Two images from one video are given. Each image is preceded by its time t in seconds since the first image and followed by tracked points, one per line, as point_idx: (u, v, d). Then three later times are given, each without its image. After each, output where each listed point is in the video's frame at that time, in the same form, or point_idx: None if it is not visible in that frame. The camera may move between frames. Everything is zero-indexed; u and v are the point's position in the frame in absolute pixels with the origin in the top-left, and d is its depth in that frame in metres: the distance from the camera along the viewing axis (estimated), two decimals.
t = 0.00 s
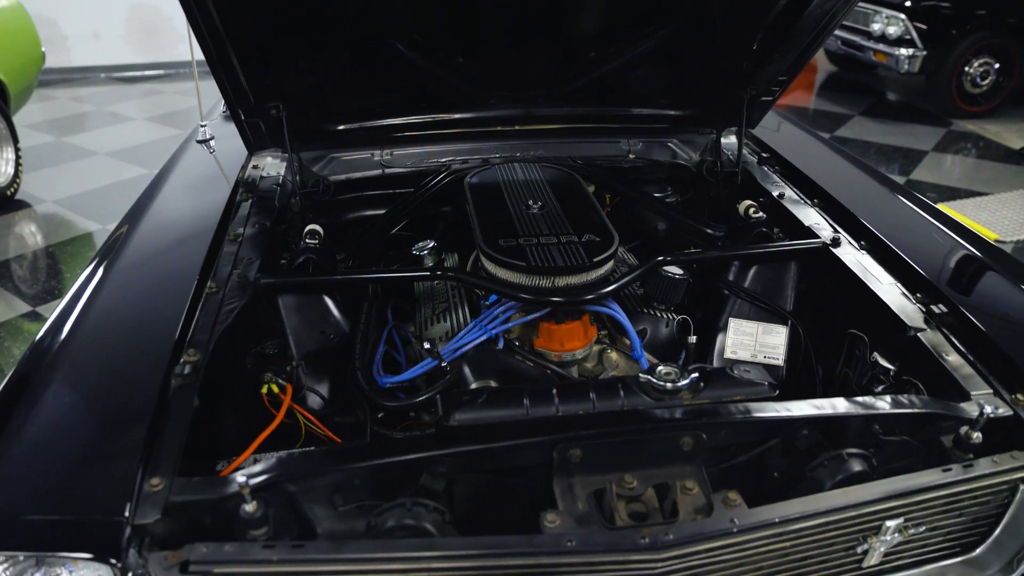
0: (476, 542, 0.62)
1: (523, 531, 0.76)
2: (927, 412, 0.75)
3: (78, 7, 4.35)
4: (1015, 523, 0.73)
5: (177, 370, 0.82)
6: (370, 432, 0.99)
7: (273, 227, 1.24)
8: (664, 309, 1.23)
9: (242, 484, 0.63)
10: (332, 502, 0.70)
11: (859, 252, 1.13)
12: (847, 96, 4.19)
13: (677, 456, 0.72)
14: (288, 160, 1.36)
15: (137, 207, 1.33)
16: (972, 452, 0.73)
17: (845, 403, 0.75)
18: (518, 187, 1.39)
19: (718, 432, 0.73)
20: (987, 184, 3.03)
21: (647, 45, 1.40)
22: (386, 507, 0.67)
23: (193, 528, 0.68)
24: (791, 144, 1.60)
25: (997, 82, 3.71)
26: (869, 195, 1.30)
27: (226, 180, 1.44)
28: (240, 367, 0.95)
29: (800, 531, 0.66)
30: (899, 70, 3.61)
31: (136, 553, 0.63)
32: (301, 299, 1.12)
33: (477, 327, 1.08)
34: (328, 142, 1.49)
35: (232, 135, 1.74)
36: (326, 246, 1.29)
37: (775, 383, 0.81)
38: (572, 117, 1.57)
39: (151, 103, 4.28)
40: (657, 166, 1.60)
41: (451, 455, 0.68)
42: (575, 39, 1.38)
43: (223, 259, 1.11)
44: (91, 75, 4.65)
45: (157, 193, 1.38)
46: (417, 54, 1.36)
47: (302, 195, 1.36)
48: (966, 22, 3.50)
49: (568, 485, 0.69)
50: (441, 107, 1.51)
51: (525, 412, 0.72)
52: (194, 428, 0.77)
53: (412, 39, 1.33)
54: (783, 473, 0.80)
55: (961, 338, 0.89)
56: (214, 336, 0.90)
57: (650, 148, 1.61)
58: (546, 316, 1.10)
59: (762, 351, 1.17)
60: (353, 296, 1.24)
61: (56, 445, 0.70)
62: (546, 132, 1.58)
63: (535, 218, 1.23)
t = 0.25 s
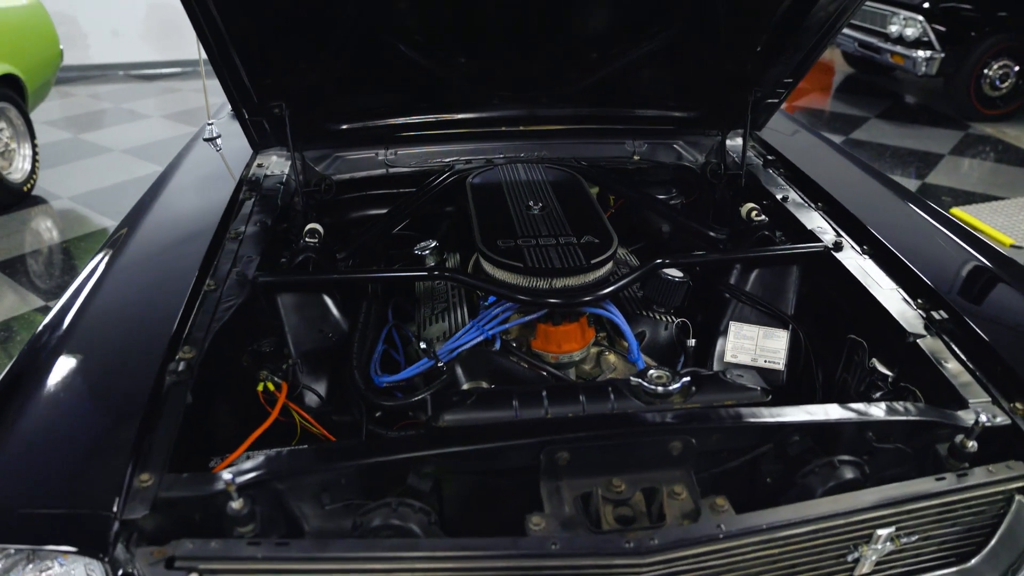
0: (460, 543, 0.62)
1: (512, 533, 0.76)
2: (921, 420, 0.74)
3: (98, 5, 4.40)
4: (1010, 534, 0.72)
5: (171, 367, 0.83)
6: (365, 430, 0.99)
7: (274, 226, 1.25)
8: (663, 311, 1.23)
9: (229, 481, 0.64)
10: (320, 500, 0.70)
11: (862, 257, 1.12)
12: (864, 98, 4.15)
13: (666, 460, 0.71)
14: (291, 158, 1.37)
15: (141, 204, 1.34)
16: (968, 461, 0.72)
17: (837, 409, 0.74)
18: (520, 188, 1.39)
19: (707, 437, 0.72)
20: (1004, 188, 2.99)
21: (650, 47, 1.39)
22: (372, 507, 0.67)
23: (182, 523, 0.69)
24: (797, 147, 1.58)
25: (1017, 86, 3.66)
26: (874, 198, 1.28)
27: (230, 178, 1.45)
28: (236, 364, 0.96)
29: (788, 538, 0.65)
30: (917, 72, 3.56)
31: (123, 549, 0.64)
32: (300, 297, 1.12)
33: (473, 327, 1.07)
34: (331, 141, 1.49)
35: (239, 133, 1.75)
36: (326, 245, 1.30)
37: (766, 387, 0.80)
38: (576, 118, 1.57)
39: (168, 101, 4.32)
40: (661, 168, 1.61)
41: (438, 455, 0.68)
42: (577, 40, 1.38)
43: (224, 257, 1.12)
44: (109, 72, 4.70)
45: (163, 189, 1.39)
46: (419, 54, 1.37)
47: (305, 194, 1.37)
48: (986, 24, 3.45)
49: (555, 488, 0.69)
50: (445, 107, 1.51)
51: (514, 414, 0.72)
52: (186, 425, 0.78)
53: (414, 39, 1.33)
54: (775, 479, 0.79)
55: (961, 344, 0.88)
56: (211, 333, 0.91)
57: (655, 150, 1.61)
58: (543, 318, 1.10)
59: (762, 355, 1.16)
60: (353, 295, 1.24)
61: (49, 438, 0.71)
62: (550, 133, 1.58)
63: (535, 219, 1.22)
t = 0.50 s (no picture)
0: (446, 544, 0.62)
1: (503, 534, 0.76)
2: (918, 427, 0.73)
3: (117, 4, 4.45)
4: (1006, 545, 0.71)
5: (167, 363, 0.84)
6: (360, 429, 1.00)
7: (276, 224, 1.26)
8: (662, 313, 1.23)
9: (217, 478, 0.64)
10: (310, 498, 0.70)
11: (864, 261, 1.11)
12: (880, 100, 4.11)
13: (656, 464, 0.71)
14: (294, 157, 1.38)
15: (146, 201, 1.35)
16: (963, 470, 0.71)
17: (829, 414, 0.74)
18: (522, 188, 1.39)
19: (698, 441, 0.72)
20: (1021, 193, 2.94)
21: (654, 47, 1.39)
22: (360, 505, 0.67)
23: (172, 518, 0.69)
24: (803, 149, 1.57)
25: None
26: (879, 201, 1.27)
27: (235, 176, 1.46)
28: (233, 361, 0.97)
29: (776, 545, 0.64)
30: (934, 74, 3.51)
31: (112, 543, 0.65)
32: (300, 296, 1.13)
33: (471, 327, 1.07)
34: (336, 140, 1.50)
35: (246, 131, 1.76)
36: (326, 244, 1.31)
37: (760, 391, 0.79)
38: (581, 118, 1.56)
39: (183, 99, 4.36)
40: (666, 169, 1.60)
41: (426, 456, 0.68)
42: (580, 40, 1.37)
43: (225, 254, 1.13)
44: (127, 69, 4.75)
45: (168, 187, 1.41)
46: (422, 53, 1.37)
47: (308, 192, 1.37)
48: (1006, 26, 3.41)
49: (543, 490, 0.69)
50: (448, 107, 1.51)
51: (504, 415, 0.72)
52: (180, 421, 0.79)
53: (417, 39, 1.34)
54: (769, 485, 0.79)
55: (961, 351, 0.87)
56: (208, 330, 0.92)
57: (661, 151, 1.61)
58: (540, 319, 1.09)
59: (763, 359, 1.16)
60: (353, 294, 1.25)
61: (42, 431, 0.71)
62: (554, 134, 1.58)
63: (536, 220, 1.22)
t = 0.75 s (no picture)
0: (432, 544, 0.62)
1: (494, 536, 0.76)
2: (915, 434, 0.72)
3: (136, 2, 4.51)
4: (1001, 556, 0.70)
5: (163, 359, 0.84)
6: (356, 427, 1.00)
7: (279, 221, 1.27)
8: (663, 315, 1.23)
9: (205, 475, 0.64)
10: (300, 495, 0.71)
11: (866, 265, 1.09)
12: (897, 103, 4.06)
13: (646, 467, 0.70)
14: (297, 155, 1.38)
15: (151, 198, 1.37)
16: (959, 478, 0.71)
17: (823, 419, 0.73)
18: (525, 188, 1.38)
19: (689, 445, 0.71)
20: None
21: (658, 47, 1.38)
22: (347, 504, 0.67)
23: (163, 514, 0.70)
24: (810, 152, 1.55)
25: None
26: (885, 205, 1.25)
27: (239, 173, 1.47)
28: (232, 357, 0.97)
29: (765, 551, 0.64)
30: (952, 77, 3.48)
31: (102, 537, 0.65)
32: (299, 293, 1.13)
33: (470, 327, 1.08)
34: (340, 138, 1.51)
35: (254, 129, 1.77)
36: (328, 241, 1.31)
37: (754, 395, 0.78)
38: (586, 119, 1.56)
39: (199, 97, 4.39)
40: (672, 171, 1.59)
41: (415, 455, 0.69)
42: (584, 40, 1.37)
43: (226, 252, 1.14)
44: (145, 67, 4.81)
45: (174, 184, 1.42)
46: (425, 52, 1.37)
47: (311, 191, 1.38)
48: None
49: (532, 491, 0.68)
50: (452, 106, 1.52)
51: (495, 416, 0.72)
52: (174, 417, 0.79)
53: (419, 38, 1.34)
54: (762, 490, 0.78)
55: (962, 357, 0.86)
56: (205, 327, 0.92)
57: (666, 152, 1.58)
58: (539, 320, 1.10)
59: (765, 362, 1.15)
60: (354, 292, 1.25)
61: (37, 423, 0.72)
62: (559, 134, 1.57)
63: (537, 220, 1.22)
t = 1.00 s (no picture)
0: (418, 543, 0.62)
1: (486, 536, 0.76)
2: (911, 440, 0.71)
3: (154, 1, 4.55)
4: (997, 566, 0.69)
5: (159, 355, 0.85)
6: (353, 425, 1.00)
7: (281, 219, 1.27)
8: (664, 317, 1.21)
9: (194, 471, 0.65)
10: (290, 492, 0.71)
11: (869, 269, 1.08)
12: (915, 105, 4.01)
13: (637, 470, 0.70)
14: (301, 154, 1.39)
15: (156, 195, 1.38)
16: (956, 486, 0.70)
17: (817, 425, 0.72)
18: (528, 188, 1.38)
19: (681, 449, 0.71)
20: None
21: (662, 48, 1.37)
22: (336, 502, 0.68)
23: (154, 509, 0.70)
24: (817, 154, 1.54)
25: None
26: (891, 208, 1.23)
27: (244, 171, 1.48)
28: (230, 354, 0.98)
29: (755, 556, 0.63)
30: (971, 78, 3.41)
31: (93, 532, 0.66)
32: (300, 291, 1.13)
33: (468, 327, 1.07)
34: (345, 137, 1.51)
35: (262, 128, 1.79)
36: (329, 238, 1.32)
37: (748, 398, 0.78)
38: (591, 119, 1.55)
39: (214, 95, 4.43)
40: (678, 172, 1.57)
41: (404, 454, 0.68)
42: (587, 40, 1.36)
43: (227, 249, 1.15)
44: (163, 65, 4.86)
45: (179, 181, 1.43)
46: (427, 52, 1.38)
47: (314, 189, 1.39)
48: None
49: (521, 493, 0.68)
50: (456, 106, 1.52)
51: (486, 417, 0.72)
52: (169, 413, 0.80)
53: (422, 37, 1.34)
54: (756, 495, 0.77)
55: (964, 363, 0.85)
56: (203, 324, 0.93)
57: (672, 153, 1.58)
58: (537, 321, 1.09)
59: (766, 365, 1.15)
60: (355, 291, 1.26)
61: (33, 416, 0.73)
62: (563, 134, 1.57)
63: (538, 220, 1.22)
